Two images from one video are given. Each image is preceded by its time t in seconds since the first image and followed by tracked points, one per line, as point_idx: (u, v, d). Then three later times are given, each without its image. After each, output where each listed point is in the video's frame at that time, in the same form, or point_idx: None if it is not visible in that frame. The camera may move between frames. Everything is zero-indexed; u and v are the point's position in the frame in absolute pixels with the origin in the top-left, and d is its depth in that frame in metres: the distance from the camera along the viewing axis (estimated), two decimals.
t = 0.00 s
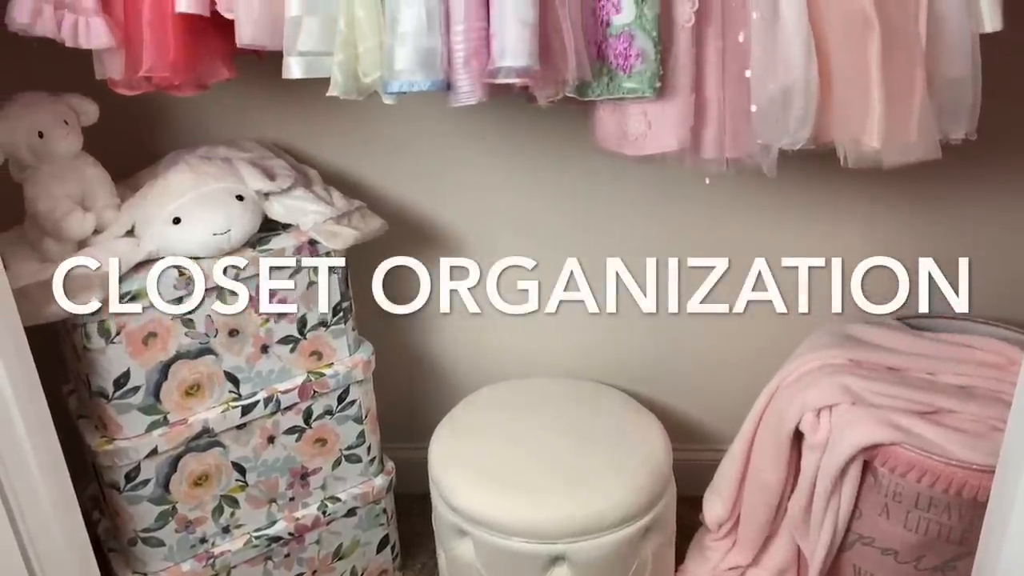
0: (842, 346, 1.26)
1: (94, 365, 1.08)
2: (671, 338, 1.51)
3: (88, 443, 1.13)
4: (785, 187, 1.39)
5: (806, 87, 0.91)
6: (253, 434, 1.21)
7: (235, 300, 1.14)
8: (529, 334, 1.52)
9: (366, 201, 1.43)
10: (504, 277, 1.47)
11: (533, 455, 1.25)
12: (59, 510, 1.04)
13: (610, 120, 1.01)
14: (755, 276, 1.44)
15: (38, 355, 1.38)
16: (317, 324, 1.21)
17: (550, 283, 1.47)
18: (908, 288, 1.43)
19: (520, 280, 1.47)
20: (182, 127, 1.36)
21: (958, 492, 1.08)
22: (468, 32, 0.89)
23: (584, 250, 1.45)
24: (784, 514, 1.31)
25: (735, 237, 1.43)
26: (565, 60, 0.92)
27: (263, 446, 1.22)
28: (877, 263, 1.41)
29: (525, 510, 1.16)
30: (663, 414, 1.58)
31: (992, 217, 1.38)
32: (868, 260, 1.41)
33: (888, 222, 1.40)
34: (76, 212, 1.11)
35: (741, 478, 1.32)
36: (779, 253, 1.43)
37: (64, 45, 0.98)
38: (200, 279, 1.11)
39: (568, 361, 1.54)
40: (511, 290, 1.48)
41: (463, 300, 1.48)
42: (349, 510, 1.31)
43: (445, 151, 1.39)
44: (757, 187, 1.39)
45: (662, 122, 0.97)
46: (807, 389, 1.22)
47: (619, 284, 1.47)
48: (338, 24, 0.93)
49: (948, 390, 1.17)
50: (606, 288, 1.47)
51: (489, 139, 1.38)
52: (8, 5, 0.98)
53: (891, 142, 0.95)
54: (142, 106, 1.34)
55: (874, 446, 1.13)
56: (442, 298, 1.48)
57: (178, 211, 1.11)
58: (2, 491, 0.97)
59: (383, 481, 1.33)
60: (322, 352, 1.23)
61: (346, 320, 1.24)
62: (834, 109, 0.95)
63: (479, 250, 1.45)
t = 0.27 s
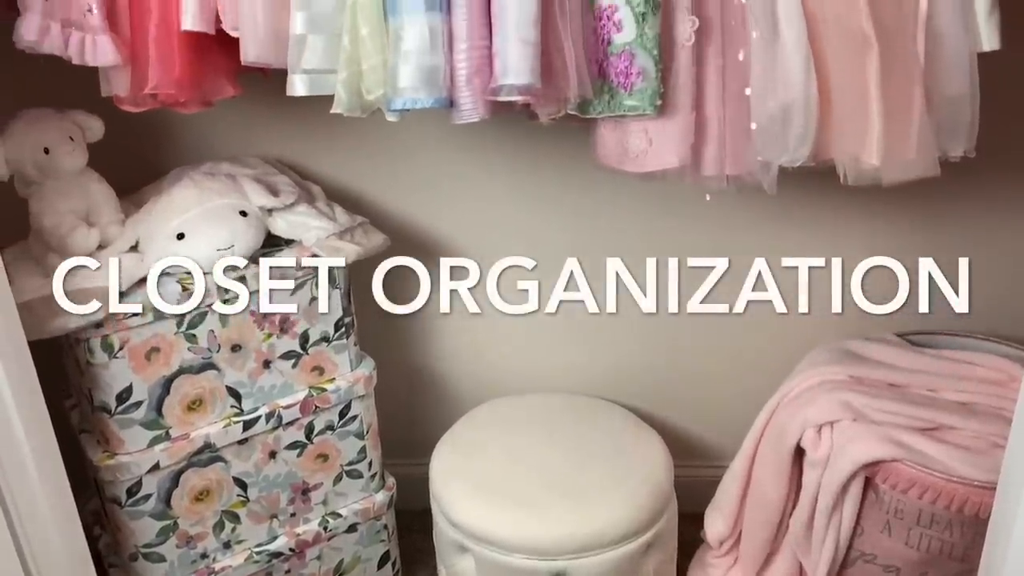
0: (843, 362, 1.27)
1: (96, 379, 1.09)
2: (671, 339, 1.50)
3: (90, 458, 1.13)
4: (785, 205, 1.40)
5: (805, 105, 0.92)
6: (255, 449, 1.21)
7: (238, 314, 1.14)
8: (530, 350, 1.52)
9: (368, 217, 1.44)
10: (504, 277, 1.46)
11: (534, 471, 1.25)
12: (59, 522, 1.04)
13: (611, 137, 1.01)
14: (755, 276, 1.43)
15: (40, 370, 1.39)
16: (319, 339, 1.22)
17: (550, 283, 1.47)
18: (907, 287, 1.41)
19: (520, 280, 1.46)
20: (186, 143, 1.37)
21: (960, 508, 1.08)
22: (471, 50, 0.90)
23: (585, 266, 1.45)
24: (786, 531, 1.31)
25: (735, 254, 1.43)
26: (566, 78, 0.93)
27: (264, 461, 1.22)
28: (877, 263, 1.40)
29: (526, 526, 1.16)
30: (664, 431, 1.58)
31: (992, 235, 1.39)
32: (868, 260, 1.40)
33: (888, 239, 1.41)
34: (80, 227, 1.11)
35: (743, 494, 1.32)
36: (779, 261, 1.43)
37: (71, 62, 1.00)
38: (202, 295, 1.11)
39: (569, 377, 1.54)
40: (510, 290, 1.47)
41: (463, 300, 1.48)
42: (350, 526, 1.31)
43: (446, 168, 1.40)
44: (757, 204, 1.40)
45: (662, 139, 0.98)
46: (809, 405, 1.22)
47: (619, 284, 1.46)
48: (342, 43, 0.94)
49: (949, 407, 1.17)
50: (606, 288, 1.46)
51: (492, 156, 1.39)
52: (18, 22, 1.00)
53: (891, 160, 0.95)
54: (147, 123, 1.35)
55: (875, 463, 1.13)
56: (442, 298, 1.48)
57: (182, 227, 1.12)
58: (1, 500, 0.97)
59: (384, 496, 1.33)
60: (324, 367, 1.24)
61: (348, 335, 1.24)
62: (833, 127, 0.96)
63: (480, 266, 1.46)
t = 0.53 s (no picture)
0: (844, 378, 1.27)
1: (99, 394, 1.09)
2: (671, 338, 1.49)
3: (92, 472, 1.14)
4: (785, 222, 1.40)
5: (804, 121, 0.93)
6: (256, 464, 1.21)
7: (240, 329, 1.15)
8: (531, 366, 1.52)
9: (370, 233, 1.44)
10: (506, 293, 1.47)
11: (535, 486, 1.25)
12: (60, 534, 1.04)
13: (611, 154, 1.02)
14: (755, 276, 1.42)
15: (43, 384, 1.39)
16: (321, 354, 1.22)
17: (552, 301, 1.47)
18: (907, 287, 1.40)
19: (519, 280, 1.46)
20: (189, 160, 1.38)
21: (961, 524, 1.08)
22: (473, 68, 0.91)
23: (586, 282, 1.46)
24: (787, 547, 1.30)
25: (736, 270, 1.44)
26: (567, 95, 0.94)
27: (265, 476, 1.22)
28: (878, 263, 1.39)
29: (527, 542, 1.16)
30: (665, 447, 1.58)
31: (992, 250, 1.39)
32: (868, 260, 1.39)
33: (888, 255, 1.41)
34: (85, 242, 1.12)
35: (744, 510, 1.32)
36: (780, 278, 1.44)
37: (77, 78, 1.01)
38: (204, 310, 1.12)
39: (570, 393, 1.54)
40: (510, 289, 1.46)
41: (463, 300, 1.47)
42: (350, 541, 1.31)
43: (448, 185, 1.40)
44: (757, 221, 1.40)
45: (662, 156, 0.99)
46: (810, 420, 1.22)
47: (619, 301, 1.47)
48: (346, 61, 0.95)
49: (950, 423, 1.17)
50: (606, 287, 1.45)
51: (493, 171, 1.39)
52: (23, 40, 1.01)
53: (889, 177, 0.96)
54: (151, 139, 1.36)
55: (876, 478, 1.13)
56: (442, 298, 1.47)
57: (186, 242, 1.13)
58: (1, 508, 0.97)
59: (385, 512, 1.33)
60: (325, 382, 1.24)
61: (350, 349, 1.25)
62: (832, 144, 0.96)
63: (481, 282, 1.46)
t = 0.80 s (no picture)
0: (843, 394, 1.27)
1: (100, 408, 1.09)
2: (670, 339, 1.49)
3: (92, 486, 1.14)
4: (785, 238, 1.41)
5: (802, 137, 0.93)
6: (256, 479, 1.21)
7: (240, 344, 1.15)
8: (531, 381, 1.52)
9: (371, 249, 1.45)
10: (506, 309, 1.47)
11: (535, 502, 1.25)
12: (60, 549, 1.04)
13: (611, 171, 1.03)
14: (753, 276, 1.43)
15: (44, 399, 1.39)
16: (322, 369, 1.23)
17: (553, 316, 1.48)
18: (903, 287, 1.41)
19: (519, 285, 1.46)
20: (191, 175, 1.39)
21: (962, 541, 1.08)
22: (473, 85, 0.92)
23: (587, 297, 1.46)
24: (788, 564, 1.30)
25: (735, 286, 1.45)
26: (567, 112, 0.95)
27: (265, 491, 1.22)
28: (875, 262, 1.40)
29: (526, 558, 1.16)
30: (665, 462, 1.58)
31: (990, 266, 1.40)
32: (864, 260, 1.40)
33: (887, 270, 1.42)
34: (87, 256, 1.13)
35: (744, 527, 1.31)
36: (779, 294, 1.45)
37: (82, 96, 1.02)
38: (204, 325, 1.12)
39: (570, 408, 1.54)
40: (509, 290, 1.46)
41: (462, 300, 1.47)
42: (350, 557, 1.31)
43: (449, 201, 1.41)
44: (756, 237, 1.41)
45: (661, 172, 0.99)
46: (810, 435, 1.22)
47: (619, 317, 1.47)
48: (347, 78, 0.96)
49: (950, 439, 1.17)
50: (605, 287, 1.45)
51: (494, 187, 1.40)
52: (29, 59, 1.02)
53: (887, 193, 0.96)
54: (154, 155, 1.37)
55: (876, 495, 1.13)
56: (441, 298, 1.47)
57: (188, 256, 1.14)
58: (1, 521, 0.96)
59: (385, 527, 1.33)
60: (325, 397, 1.24)
61: (350, 365, 1.25)
62: (830, 160, 0.97)
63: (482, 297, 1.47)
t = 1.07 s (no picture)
0: (843, 410, 1.27)
1: (100, 423, 1.09)
2: (668, 336, 1.48)
3: (91, 502, 1.14)
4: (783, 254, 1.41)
5: (799, 154, 0.95)
6: (255, 494, 1.21)
7: (240, 359, 1.16)
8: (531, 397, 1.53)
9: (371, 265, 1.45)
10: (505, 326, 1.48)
11: (535, 518, 1.25)
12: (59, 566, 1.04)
13: (610, 187, 1.03)
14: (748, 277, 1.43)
15: (45, 414, 1.40)
16: (321, 384, 1.23)
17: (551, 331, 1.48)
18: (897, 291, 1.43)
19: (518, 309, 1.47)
20: (192, 191, 1.40)
21: (961, 557, 1.08)
22: (472, 102, 0.93)
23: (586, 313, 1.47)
24: None
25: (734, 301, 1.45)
26: (566, 129, 0.95)
27: (264, 506, 1.22)
28: (871, 262, 1.41)
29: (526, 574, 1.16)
30: (665, 478, 1.57)
31: (988, 282, 1.41)
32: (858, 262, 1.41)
33: (886, 286, 1.42)
34: (88, 272, 1.14)
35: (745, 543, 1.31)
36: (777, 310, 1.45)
37: (85, 113, 1.03)
38: (204, 341, 1.12)
39: (570, 424, 1.54)
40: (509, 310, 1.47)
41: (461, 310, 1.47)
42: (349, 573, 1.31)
43: (449, 217, 1.42)
44: (754, 253, 1.42)
45: (659, 189, 1.00)
46: (810, 451, 1.22)
47: (619, 332, 1.48)
48: (348, 96, 0.97)
49: (949, 455, 1.17)
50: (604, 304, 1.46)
51: (494, 203, 1.41)
52: (32, 75, 1.03)
53: (884, 209, 0.97)
54: (155, 171, 1.38)
55: (876, 511, 1.13)
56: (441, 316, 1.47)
57: (188, 271, 1.15)
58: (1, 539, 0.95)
59: (384, 543, 1.33)
60: (325, 412, 1.24)
61: (350, 380, 1.25)
62: (828, 177, 0.98)
63: (481, 312, 1.47)
